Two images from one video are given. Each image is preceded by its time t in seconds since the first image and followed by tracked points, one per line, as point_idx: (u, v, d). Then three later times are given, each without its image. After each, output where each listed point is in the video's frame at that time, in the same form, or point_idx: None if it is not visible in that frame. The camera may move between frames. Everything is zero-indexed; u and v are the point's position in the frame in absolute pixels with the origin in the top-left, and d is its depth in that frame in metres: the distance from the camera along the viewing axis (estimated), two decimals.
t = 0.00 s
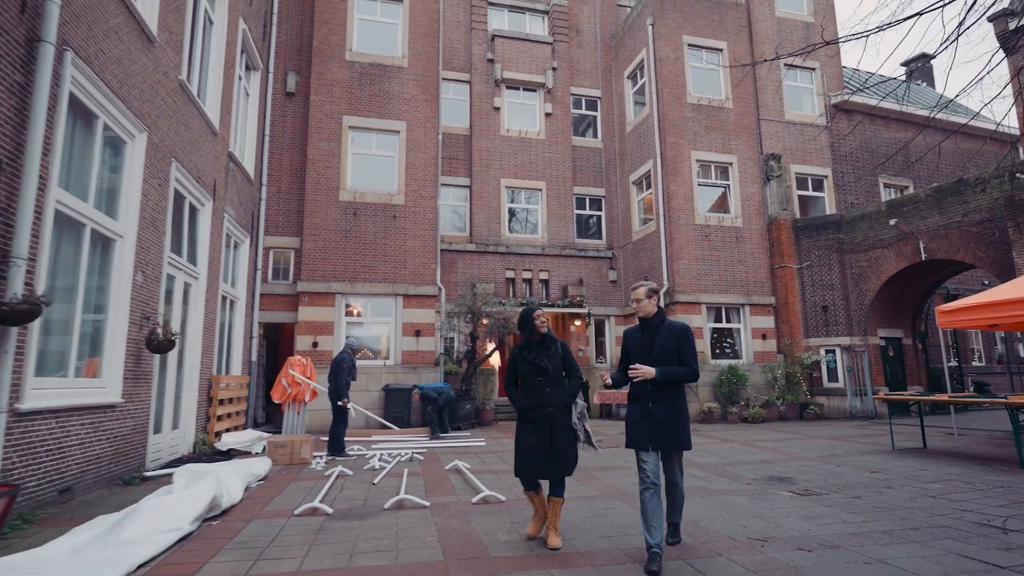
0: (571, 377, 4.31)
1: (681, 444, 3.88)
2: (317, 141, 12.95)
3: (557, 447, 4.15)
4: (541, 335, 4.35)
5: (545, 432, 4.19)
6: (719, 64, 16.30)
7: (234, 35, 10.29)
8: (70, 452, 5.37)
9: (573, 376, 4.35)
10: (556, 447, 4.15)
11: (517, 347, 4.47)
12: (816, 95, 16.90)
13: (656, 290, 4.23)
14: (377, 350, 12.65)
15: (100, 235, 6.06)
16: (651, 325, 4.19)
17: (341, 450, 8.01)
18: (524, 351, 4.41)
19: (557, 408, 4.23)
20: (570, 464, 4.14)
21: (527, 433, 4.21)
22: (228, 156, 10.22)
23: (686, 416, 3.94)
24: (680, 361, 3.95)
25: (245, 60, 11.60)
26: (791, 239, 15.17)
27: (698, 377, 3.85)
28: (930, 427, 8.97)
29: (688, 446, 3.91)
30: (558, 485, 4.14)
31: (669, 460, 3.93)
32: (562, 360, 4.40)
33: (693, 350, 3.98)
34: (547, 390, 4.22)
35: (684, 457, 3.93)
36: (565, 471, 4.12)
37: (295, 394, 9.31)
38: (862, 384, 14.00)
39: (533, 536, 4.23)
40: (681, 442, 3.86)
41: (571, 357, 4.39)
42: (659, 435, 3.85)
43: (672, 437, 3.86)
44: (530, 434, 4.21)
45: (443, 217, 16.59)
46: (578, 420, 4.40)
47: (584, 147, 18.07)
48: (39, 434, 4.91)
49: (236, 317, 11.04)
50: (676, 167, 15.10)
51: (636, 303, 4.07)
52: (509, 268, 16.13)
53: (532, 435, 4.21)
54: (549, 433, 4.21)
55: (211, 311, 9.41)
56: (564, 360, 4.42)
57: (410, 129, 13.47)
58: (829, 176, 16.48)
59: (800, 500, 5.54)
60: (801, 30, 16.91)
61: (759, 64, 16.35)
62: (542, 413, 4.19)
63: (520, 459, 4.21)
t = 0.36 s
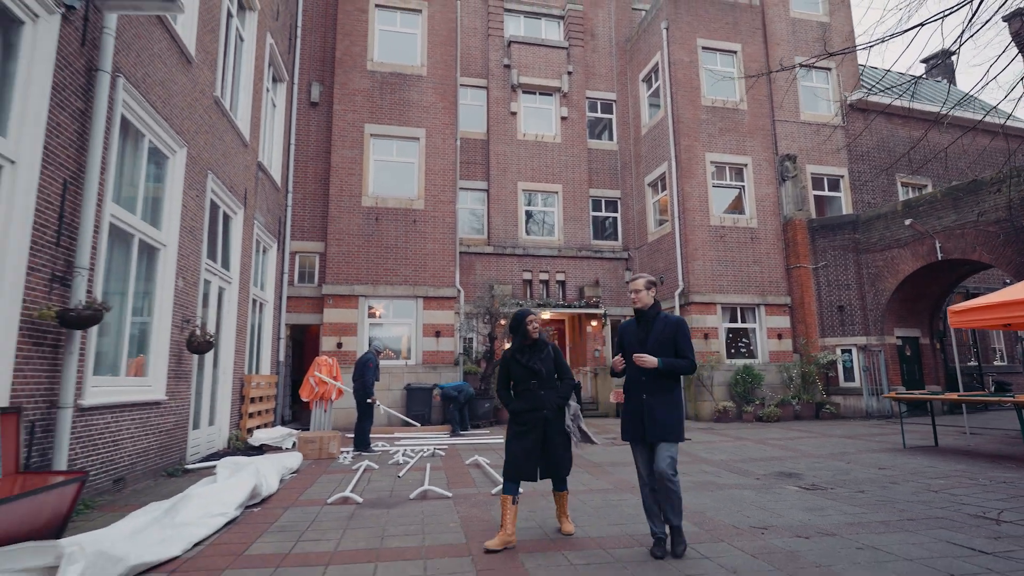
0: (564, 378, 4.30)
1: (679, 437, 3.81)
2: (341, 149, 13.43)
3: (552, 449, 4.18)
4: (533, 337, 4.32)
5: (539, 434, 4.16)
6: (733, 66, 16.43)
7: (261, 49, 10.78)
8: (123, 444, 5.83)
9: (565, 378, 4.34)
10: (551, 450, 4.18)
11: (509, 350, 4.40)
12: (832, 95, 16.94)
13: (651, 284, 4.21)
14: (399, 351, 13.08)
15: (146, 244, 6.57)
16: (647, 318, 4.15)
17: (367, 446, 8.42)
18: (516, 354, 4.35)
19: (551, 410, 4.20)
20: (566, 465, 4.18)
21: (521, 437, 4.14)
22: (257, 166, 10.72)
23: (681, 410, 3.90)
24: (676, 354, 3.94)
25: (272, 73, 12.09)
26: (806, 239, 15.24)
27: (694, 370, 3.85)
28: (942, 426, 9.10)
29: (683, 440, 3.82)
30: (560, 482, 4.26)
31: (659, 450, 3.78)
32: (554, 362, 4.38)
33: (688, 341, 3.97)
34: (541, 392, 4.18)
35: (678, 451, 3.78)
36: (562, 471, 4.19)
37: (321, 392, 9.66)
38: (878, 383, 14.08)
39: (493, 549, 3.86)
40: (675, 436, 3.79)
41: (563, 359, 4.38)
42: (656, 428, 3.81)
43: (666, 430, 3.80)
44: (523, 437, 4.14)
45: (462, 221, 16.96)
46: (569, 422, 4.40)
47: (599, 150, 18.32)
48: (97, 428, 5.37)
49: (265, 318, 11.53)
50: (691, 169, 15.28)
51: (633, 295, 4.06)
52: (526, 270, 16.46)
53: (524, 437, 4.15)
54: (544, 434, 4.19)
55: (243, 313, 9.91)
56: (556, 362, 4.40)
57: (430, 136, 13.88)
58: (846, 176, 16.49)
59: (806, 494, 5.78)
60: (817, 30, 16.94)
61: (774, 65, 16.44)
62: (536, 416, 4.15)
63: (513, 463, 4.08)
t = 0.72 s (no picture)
0: (553, 374, 4.28)
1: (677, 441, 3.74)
2: (361, 156, 13.89)
3: (537, 445, 4.13)
4: (525, 332, 4.33)
5: (527, 428, 4.15)
6: (746, 68, 16.56)
7: (286, 63, 11.24)
8: (166, 439, 6.28)
9: (555, 374, 4.33)
10: (537, 445, 4.12)
11: (502, 344, 4.39)
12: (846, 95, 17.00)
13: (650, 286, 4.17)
14: (418, 351, 13.48)
15: (185, 252, 7.03)
16: (646, 321, 4.09)
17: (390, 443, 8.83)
18: (508, 348, 4.35)
19: (541, 404, 4.19)
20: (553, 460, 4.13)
21: (511, 430, 4.18)
22: (283, 174, 11.21)
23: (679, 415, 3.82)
24: (675, 357, 3.87)
25: (296, 84, 12.56)
26: (821, 239, 15.31)
27: (694, 375, 3.77)
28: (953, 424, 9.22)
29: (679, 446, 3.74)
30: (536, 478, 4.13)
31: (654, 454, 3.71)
32: (545, 358, 4.38)
33: (688, 345, 3.89)
34: (531, 386, 4.17)
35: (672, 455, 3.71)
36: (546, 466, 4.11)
37: (345, 391, 10.11)
38: (893, 382, 14.21)
39: (509, 536, 4.16)
40: (672, 439, 3.71)
41: (554, 354, 4.38)
42: (652, 432, 3.73)
43: (662, 434, 3.72)
44: (514, 432, 4.19)
45: (479, 224, 17.31)
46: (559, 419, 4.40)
47: (613, 153, 18.58)
48: (144, 423, 5.81)
49: (290, 320, 11.99)
50: (704, 171, 15.46)
51: (630, 298, 4.03)
52: (542, 271, 16.76)
53: (515, 430, 4.19)
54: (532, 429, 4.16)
55: (271, 316, 10.37)
56: (547, 357, 4.41)
57: (447, 142, 14.28)
58: (860, 176, 16.51)
59: (810, 488, 6.01)
60: (831, 30, 16.97)
61: (787, 66, 16.53)
62: (525, 410, 4.14)
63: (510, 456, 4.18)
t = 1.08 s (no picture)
0: (561, 378, 4.25)
1: (679, 438, 3.79)
2: (389, 164, 14.37)
3: (542, 450, 4.08)
4: (535, 335, 4.30)
5: (533, 432, 4.13)
6: (768, 68, 16.56)
7: (316, 77, 11.77)
8: (213, 435, 6.77)
9: (563, 378, 4.30)
10: (542, 449, 4.07)
11: (510, 346, 4.39)
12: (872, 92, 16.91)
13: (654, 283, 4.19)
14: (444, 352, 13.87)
15: (228, 260, 7.54)
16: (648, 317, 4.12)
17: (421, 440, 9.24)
18: (516, 350, 4.34)
19: (546, 407, 4.17)
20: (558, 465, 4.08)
21: (517, 433, 4.16)
22: (314, 184, 11.73)
23: (684, 411, 3.86)
24: (677, 354, 3.89)
25: (326, 96, 13.07)
26: (845, 238, 15.24)
27: (695, 371, 3.80)
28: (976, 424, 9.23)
29: (683, 440, 3.82)
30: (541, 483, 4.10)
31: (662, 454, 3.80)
32: (554, 361, 4.34)
33: (690, 342, 3.90)
34: (537, 390, 4.16)
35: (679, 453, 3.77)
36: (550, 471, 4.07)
37: (375, 391, 10.52)
38: (920, 382, 14.17)
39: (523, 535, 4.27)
40: (676, 436, 3.76)
41: (563, 358, 4.34)
42: (654, 429, 3.78)
43: (667, 431, 3.77)
44: (519, 434, 4.15)
45: (503, 228, 17.63)
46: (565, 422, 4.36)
47: (635, 154, 18.74)
48: (194, 421, 6.28)
49: (322, 322, 12.51)
50: (726, 172, 15.55)
51: (632, 294, 4.06)
52: (565, 273, 17.01)
53: (520, 434, 4.16)
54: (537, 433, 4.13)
55: (305, 319, 10.89)
56: (556, 361, 4.36)
57: (470, 148, 14.66)
58: (886, 174, 16.37)
59: (824, 485, 6.19)
60: (854, 27, 16.85)
61: (809, 65, 16.47)
62: (531, 413, 4.13)
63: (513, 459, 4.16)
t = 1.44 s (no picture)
0: (572, 373, 4.27)
1: (682, 440, 3.87)
2: (414, 170, 14.83)
3: (555, 446, 4.14)
4: (542, 332, 4.31)
5: (545, 428, 4.17)
6: (789, 67, 16.55)
7: (345, 89, 12.26)
8: (256, 430, 7.25)
9: (574, 373, 4.31)
10: (556, 445, 4.13)
11: (519, 343, 4.39)
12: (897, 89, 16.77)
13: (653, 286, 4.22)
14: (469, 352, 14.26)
15: (267, 267, 8.04)
16: (648, 320, 4.15)
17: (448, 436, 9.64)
18: (525, 346, 4.34)
19: (557, 404, 4.20)
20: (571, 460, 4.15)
21: (527, 429, 4.16)
22: (344, 191, 12.23)
23: (687, 414, 3.93)
24: (679, 358, 3.95)
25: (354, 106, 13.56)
26: (869, 238, 15.17)
27: (696, 375, 3.87)
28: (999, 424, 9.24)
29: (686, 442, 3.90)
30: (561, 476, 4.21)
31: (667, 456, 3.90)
32: (563, 357, 4.35)
33: (692, 346, 3.97)
34: (548, 387, 4.19)
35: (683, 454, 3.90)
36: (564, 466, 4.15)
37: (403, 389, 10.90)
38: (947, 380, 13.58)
39: (503, 541, 3.98)
40: (679, 438, 3.84)
41: (572, 354, 4.36)
42: (658, 432, 3.83)
43: (672, 433, 3.84)
44: (529, 430, 4.14)
45: (525, 230, 17.96)
46: (571, 416, 4.39)
47: (656, 155, 18.89)
48: (239, 417, 6.76)
49: (352, 324, 13.01)
50: (747, 172, 15.62)
51: (633, 299, 4.08)
52: (587, 274, 17.26)
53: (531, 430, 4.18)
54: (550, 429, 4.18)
55: (336, 320, 11.38)
56: (565, 356, 4.37)
57: (493, 153, 15.03)
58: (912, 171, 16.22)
59: (838, 481, 6.38)
60: (877, 24, 16.73)
61: (832, 63, 16.42)
62: (542, 410, 4.16)
63: (521, 457, 4.08)
